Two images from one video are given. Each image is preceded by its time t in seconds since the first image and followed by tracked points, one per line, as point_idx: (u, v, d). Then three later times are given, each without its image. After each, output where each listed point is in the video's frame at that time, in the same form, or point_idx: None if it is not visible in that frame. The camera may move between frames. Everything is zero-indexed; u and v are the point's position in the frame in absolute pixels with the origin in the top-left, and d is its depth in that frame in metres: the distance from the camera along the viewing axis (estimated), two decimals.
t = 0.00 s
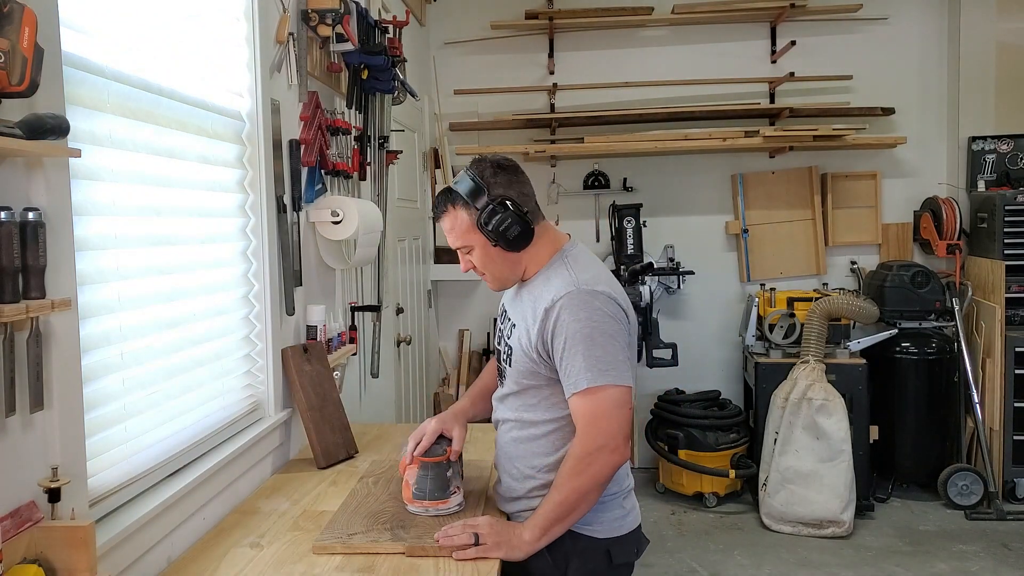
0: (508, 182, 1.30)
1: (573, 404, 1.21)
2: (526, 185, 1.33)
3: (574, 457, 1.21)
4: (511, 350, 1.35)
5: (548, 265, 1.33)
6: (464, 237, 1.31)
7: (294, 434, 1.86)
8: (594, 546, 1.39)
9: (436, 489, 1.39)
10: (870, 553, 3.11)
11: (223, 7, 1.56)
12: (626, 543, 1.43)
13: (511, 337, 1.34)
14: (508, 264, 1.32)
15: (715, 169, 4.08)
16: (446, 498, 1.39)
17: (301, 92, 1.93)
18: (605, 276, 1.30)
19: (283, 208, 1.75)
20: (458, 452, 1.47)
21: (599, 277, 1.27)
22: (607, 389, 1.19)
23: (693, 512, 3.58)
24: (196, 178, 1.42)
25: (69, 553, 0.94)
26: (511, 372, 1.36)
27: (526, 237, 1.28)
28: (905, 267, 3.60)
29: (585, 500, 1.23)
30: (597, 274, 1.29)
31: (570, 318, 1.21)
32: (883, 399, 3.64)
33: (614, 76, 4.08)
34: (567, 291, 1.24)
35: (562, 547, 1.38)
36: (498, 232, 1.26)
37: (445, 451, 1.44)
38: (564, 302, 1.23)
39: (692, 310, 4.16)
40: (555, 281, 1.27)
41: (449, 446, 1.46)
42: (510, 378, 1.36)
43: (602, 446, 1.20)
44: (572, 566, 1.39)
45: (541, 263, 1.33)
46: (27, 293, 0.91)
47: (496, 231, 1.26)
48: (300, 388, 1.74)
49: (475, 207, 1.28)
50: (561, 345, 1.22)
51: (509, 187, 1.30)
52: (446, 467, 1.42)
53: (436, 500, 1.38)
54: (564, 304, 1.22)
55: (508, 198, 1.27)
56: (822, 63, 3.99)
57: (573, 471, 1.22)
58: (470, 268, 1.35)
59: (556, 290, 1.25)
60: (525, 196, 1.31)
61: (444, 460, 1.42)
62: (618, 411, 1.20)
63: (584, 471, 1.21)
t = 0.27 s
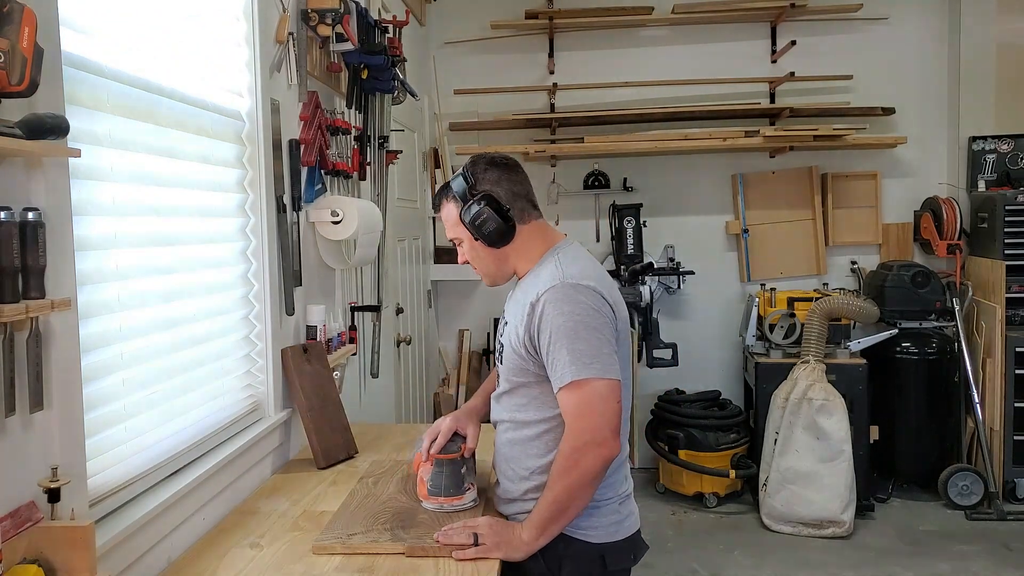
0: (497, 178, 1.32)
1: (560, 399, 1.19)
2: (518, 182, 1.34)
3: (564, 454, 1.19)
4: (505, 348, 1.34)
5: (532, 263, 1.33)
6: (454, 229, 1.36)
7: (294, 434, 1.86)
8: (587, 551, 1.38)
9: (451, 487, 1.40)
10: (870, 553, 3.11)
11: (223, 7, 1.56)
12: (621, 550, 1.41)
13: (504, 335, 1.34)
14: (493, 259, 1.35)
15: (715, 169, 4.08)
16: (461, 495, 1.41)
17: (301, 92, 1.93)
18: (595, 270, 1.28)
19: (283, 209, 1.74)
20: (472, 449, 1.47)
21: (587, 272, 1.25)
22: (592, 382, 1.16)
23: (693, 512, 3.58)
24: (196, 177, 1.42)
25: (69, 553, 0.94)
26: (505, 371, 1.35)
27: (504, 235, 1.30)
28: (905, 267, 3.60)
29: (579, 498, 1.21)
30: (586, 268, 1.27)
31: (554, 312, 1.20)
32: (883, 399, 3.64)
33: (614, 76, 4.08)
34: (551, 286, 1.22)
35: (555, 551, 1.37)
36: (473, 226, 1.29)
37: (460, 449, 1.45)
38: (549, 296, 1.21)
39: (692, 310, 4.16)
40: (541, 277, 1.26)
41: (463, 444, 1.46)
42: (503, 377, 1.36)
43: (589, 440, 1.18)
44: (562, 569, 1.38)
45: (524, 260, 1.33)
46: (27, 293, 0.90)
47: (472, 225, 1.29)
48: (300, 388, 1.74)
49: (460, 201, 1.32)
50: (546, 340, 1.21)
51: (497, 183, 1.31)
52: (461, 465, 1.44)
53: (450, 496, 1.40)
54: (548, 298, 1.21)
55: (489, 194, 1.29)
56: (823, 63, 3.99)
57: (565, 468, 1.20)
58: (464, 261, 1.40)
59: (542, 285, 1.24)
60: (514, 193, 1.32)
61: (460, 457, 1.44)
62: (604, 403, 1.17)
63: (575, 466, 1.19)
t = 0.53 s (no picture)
0: (494, 179, 1.32)
1: (559, 399, 1.19)
2: (516, 183, 1.33)
3: (562, 454, 1.19)
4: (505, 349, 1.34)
5: (531, 265, 1.33)
6: (453, 231, 1.37)
7: (294, 434, 1.86)
8: (585, 553, 1.38)
9: (404, 476, 1.46)
10: (870, 553, 3.11)
11: (224, 8, 1.56)
12: (619, 553, 1.40)
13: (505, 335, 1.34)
14: (492, 261, 1.35)
15: (715, 169, 4.08)
16: (412, 485, 1.46)
17: (301, 92, 1.93)
18: (594, 270, 1.28)
19: (283, 209, 1.74)
20: (433, 441, 1.50)
21: (586, 271, 1.25)
22: (591, 381, 1.16)
23: (693, 512, 3.58)
24: (196, 177, 1.42)
25: (70, 553, 0.94)
26: (505, 372, 1.35)
27: (501, 237, 1.30)
28: (905, 267, 3.60)
29: (578, 497, 1.21)
30: (585, 267, 1.27)
31: (552, 311, 1.20)
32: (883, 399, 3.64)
33: (614, 76, 4.08)
34: (549, 285, 1.22)
35: (552, 552, 1.38)
36: (470, 229, 1.30)
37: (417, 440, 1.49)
38: (547, 295, 1.21)
39: (692, 310, 4.16)
40: (539, 277, 1.26)
41: (421, 436, 1.49)
42: (504, 377, 1.36)
43: (588, 440, 1.17)
44: (559, 570, 1.38)
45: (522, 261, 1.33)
46: (27, 293, 0.90)
47: (469, 228, 1.30)
48: (300, 388, 1.74)
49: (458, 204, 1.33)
50: (545, 340, 1.21)
51: (494, 184, 1.32)
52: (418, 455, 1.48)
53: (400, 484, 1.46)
54: (546, 298, 1.21)
55: (486, 196, 1.30)
56: (823, 63, 3.99)
57: (564, 467, 1.20)
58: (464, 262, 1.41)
59: (541, 285, 1.23)
60: (512, 195, 1.32)
61: (416, 449, 1.48)
62: (603, 402, 1.17)
63: (574, 466, 1.19)
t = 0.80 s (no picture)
0: (495, 178, 1.32)
1: (560, 402, 1.19)
2: (517, 182, 1.33)
3: (563, 456, 1.19)
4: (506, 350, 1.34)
5: (531, 264, 1.34)
6: (454, 230, 1.37)
7: (295, 434, 1.86)
8: (585, 554, 1.37)
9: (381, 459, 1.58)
10: (870, 553, 3.11)
11: (224, 8, 1.56)
12: (620, 553, 1.40)
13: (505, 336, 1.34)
14: (493, 260, 1.36)
15: (715, 169, 4.08)
16: (386, 467, 1.57)
17: (301, 92, 1.93)
18: (595, 272, 1.27)
19: (283, 209, 1.74)
20: (408, 429, 1.60)
21: (588, 273, 1.25)
22: (591, 385, 1.16)
23: (693, 512, 3.58)
24: (196, 177, 1.42)
25: (70, 552, 0.94)
26: (506, 373, 1.35)
27: (502, 236, 1.30)
28: (905, 267, 3.60)
29: (578, 499, 1.21)
30: (587, 269, 1.27)
31: (553, 314, 1.20)
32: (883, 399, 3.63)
33: (614, 76, 4.08)
34: (550, 287, 1.22)
35: (553, 553, 1.38)
36: (471, 228, 1.30)
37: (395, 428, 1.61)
38: (548, 298, 1.21)
39: (692, 310, 4.16)
40: (540, 279, 1.26)
41: (397, 423, 1.61)
42: (504, 379, 1.36)
43: (588, 443, 1.17)
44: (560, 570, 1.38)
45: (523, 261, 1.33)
46: (27, 293, 0.90)
47: (470, 227, 1.30)
48: (300, 388, 1.74)
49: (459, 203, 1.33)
50: (545, 342, 1.21)
51: (495, 183, 1.32)
52: (395, 441, 1.59)
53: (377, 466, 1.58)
54: (547, 300, 1.21)
55: (487, 195, 1.30)
56: (823, 63, 3.99)
57: (565, 470, 1.20)
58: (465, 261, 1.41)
59: (542, 287, 1.23)
60: (513, 194, 1.32)
61: (392, 435, 1.59)
62: (604, 406, 1.17)
63: (574, 468, 1.19)
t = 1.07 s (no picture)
0: (501, 177, 1.32)
1: (561, 405, 1.19)
2: (522, 181, 1.33)
3: (564, 460, 1.19)
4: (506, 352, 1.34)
5: (535, 263, 1.34)
6: (457, 228, 1.37)
7: (294, 434, 1.86)
8: (587, 554, 1.38)
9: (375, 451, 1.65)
10: (870, 553, 3.11)
11: (224, 8, 1.56)
12: (621, 552, 1.40)
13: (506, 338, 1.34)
14: (497, 259, 1.36)
15: (715, 169, 4.08)
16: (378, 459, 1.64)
17: (301, 92, 1.93)
18: (597, 274, 1.27)
19: (283, 209, 1.74)
20: (397, 423, 1.64)
21: (590, 275, 1.25)
22: (592, 389, 1.16)
23: (693, 512, 3.58)
24: (196, 177, 1.42)
25: (69, 553, 0.94)
26: (506, 374, 1.35)
27: (507, 235, 1.30)
28: (905, 267, 3.60)
29: (579, 503, 1.21)
30: (589, 272, 1.26)
31: (554, 317, 1.19)
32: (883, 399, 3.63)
33: (614, 76, 4.08)
34: (551, 291, 1.22)
35: (554, 553, 1.39)
36: (477, 226, 1.30)
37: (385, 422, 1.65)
38: (549, 301, 1.21)
39: (692, 310, 4.16)
40: (541, 281, 1.26)
41: (387, 417, 1.65)
42: (505, 380, 1.36)
43: (589, 446, 1.17)
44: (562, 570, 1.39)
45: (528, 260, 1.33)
46: (27, 293, 0.90)
47: (475, 225, 1.30)
48: (300, 388, 1.74)
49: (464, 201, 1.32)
50: (546, 345, 1.20)
51: (501, 182, 1.31)
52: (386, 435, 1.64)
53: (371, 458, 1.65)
54: (548, 303, 1.21)
55: (494, 194, 1.29)
56: (823, 63, 3.99)
57: (565, 473, 1.20)
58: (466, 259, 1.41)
59: (544, 290, 1.23)
60: (519, 192, 1.31)
61: (382, 428, 1.64)
62: (604, 410, 1.17)
63: (574, 472, 1.19)
